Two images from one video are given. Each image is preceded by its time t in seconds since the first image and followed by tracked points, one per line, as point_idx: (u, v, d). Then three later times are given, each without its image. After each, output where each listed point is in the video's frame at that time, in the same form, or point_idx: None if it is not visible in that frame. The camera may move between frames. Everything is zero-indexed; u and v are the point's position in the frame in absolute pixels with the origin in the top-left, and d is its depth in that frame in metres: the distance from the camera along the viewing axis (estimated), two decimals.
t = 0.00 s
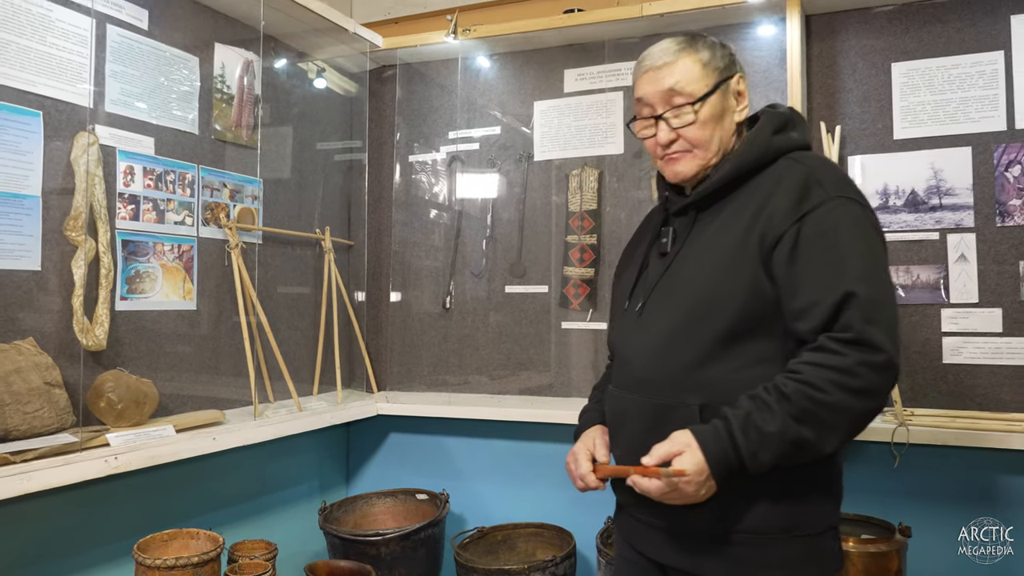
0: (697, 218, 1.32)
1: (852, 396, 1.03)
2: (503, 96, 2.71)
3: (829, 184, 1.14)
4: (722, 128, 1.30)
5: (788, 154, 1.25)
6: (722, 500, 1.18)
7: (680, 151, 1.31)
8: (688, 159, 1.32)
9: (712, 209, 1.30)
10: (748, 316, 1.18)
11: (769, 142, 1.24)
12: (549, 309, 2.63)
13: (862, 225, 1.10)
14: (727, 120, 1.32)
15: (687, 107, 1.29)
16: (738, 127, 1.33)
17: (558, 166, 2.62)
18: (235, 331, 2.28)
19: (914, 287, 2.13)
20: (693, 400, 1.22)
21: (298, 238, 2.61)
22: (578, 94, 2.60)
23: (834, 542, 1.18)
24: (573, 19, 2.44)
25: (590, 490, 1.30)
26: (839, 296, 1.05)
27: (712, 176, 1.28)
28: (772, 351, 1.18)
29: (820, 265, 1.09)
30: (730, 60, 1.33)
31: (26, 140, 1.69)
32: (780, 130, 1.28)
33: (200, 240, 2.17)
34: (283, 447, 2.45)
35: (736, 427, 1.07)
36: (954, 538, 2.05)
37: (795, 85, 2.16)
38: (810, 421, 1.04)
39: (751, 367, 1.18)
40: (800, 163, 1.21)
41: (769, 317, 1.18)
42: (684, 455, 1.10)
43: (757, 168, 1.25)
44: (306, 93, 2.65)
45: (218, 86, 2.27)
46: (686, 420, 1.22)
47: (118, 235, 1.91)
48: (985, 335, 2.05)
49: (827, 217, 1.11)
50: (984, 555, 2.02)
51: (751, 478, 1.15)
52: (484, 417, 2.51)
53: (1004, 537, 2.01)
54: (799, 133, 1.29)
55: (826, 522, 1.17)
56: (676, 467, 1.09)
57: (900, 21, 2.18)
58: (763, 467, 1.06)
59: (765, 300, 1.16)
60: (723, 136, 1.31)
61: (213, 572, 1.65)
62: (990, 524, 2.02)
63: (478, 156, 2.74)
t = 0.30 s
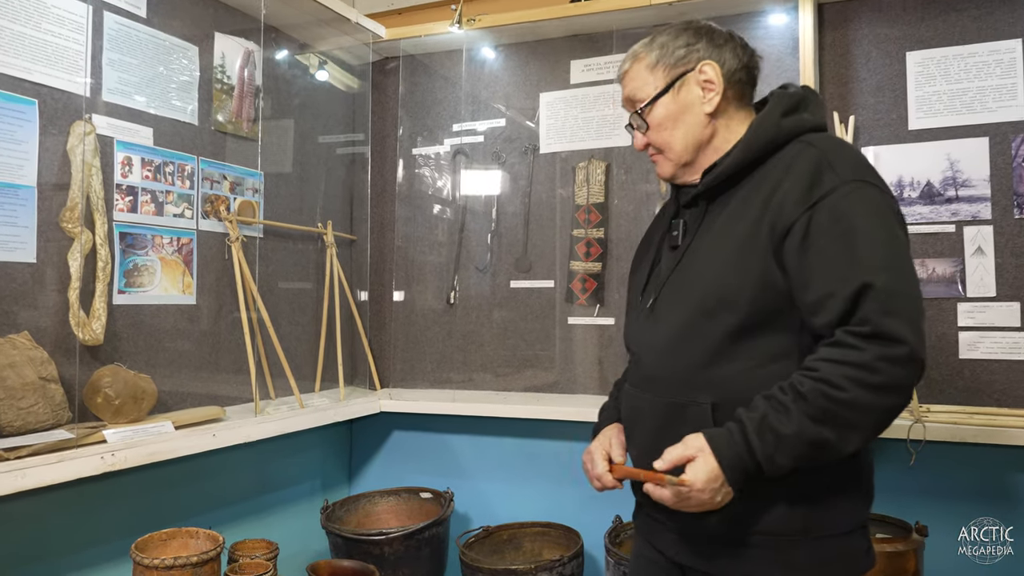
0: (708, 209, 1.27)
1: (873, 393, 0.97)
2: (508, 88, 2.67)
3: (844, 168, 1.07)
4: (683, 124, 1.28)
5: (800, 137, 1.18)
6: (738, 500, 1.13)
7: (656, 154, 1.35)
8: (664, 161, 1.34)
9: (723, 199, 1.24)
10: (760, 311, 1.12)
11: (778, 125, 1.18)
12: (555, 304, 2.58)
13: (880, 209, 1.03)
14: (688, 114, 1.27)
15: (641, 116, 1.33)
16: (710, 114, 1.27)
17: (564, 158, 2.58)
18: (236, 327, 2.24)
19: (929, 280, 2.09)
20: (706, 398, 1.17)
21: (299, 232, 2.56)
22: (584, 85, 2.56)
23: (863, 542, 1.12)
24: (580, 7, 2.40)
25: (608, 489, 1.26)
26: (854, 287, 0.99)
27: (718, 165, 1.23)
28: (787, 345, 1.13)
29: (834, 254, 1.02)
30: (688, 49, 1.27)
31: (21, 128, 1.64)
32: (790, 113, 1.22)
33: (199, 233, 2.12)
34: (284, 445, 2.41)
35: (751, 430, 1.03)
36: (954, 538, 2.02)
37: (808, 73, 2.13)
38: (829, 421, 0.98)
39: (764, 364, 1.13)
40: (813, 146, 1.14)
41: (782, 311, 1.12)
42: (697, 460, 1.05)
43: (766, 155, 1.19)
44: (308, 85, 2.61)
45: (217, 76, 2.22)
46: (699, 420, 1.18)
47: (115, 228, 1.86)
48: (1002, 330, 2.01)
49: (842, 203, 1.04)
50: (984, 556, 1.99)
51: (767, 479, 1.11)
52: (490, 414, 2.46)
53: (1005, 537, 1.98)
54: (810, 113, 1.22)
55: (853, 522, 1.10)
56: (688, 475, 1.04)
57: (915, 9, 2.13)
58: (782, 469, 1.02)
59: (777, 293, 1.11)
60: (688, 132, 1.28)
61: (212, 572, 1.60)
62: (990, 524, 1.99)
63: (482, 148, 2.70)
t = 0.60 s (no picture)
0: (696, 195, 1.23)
1: (837, 374, 0.91)
2: (514, 77, 2.64)
3: (815, 144, 1.02)
4: (668, 111, 1.25)
5: (779, 116, 1.12)
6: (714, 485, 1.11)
7: (648, 144, 1.32)
8: (656, 149, 1.31)
9: (707, 184, 1.21)
10: (741, 298, 1.08)
11: (757, 104, 1.12)
12: (562, 295, 2.55)
13: (850, 186, 0.97)
14: (672, 100, 1.24)
15: (628, 105, 1.31)
16: (694, 98, 1.23)
17: (572, 147, 2.55)
18: (239, 318, 2.20)
19: (945, 270, 2.06)
20: (692, 387, 1.15)
21: (302, 223, 2.53)
22: (591, 73, 2.53)
23: (860, 532, 1.04)
24: None
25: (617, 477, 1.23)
26: (818, 267, 0.94)
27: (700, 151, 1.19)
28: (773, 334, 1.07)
29: (801, 234, 0.98)
30: (667, 35, 1.24)
31: (20, 112, 1.60)
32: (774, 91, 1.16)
33: (201, 221, 2.09)
34: (287, 438, 2.37)
35: (712, 414, 1.00)
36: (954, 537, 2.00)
37: (822, 60, 2.11)
38: (792, 404, 0.93)
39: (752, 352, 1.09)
40: (790, 124, 1.08)
41: (762, 297, 1.07)
42: (662, 445, 1.03)
43: (747, 136, 1.14)
44: (312, 74, 2.58)
45: (219, 62, 2.18)
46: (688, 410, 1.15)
47: (116, 215, 1.83)
48: (1019, 320, 1.98)
49: (810, 181, 0.99)
50: (984, 555, 1.97)
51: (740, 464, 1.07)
52: (497, 406, 2.42)
53: (1005, 537, 1.95)
54: (796, 90, 1.16)
55: (848, 510, 1.03)
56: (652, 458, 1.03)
57: None
58: (747, 454, 0.97)
59: (755, 278, 1.06)
60: (674, 118, 1.25)
61: (214, 566, 1.57)
62: (990, 524, 1.97)
63: (488, 138, 2.67)
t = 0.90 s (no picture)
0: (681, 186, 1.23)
1: (819, 354, 0.91)
2: (522, 69, 2.61)
3: (797, 130, 1.02)
4: (652, 106, 1.24)
5: (762, 103, 1.12)
6: (700, 473, 1.10)
7: (634, 141, 1.31)
8: (643, 145, 1.30)
9: (692, 173, 1.20)
10: (726, 287, 1.07)
11: (738, 96, 1.12)
12: (570, 289, 2.52)
13: (831, 169, 0.97)
14: (656, 95, 1.23)
15: (614, 102, 1.30)
16: (677, 92, 1.22)
17: (582, 140, 2.51)
18: (244, 313, 2.18)
19: (961, 263, 2.02)
20: (681, 376, 1.13)
21: (308, 217, 2.51)
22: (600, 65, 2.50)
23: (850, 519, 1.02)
24: None
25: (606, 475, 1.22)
26: (800, 248, 0.94)
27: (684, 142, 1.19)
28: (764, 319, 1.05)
29: (781, 217, 0.98)
30: (648, 32, 1.25)
31: (21, 102, 1.58)
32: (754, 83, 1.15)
33: (206, 214, 2.07)
34: (292, 435, 2.34)
35: (697, 395, 0.99)
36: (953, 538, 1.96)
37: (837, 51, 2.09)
38: (775, 384, 0.93)
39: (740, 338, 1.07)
40: (772, 111, 1.08)
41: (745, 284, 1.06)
42: (646, 430, 1.03)
43: (732, 125, 1.13)
44: (317, 67, 2.55)
45: (224, 53, 2.15)
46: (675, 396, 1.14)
47: (119, 207, 1.80)
48: None
49: (791, 165, 0.99)
50: (984, 556, 1.94)
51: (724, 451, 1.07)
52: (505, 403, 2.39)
53: (1005, 537, 1.93)
54: (780, 81, 1.16)
55: (835, 495, 1.02)
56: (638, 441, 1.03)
57: None
58: (732, 437, 0.96)
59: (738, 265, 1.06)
60: (658, 113, 1.24)
61: (219, 563, 1.54)
62: (990, 523, 1.94)
63: (495, 131, 2.64)
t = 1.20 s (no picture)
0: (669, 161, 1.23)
1: (831, 315, 0.93)
2: (539, 45, 2.54)
3: (791, 99, 1.04)
4: (638, 82, 1.24)
5: (754, 77, 1.14)
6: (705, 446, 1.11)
7: (619, 119, 1.30)
8: (628, 123, 1.29)
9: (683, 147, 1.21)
10: (726, 257, 1.08)
11: (728, 70, 1.14)
12: (589, 270, 2.47)
13: (829, 135, 0.99)
14: (642, 72, 1.23)
15: (598, 80, 1.29)
16: (662, 68, 1.22)
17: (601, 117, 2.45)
18: (258, 293, 2.15)
19: (994, 242, 1.94)
20: (681, 345, 1.13)
21: (322, 197, 2.47)
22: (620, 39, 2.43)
23: (846, 479, 1.07)
24: None
25: (594, 458, 1.22)
26: (806, 213, 0.96)
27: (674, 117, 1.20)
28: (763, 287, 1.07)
29: (783, 184, 0.99)
30: (632, 10, 1.25)
31: (29, 77, 1.54)
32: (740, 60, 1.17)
33: (219, 193, 2.04)
34: (308, 416, 2.33)
35: (711, 363, 0.99)
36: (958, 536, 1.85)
37: (865, 23, 2.01)
38: (789, 347, 0.94)
39: (740, 307, 1.08)
40: (765, 82, 1.10)
41: (745, 253, 1.08)
42: (659, 403, 1.01)
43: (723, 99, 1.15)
44: (331, 45, 2.50)
45: (236, 30, 2.11)
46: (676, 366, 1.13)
47: (130, 185, 1.77)
48: None
49: (791, 133, 1.00)
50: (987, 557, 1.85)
51: (729, 422, 1.08)
52: (522, 385, 2.35)
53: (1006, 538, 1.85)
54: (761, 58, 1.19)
55: (835, 458, 1.06)
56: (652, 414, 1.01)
57: None
58: (747, 402, 0.97)
59: (737, 234, 1.07)
60: (644, 89, 1.24)
61: (233, 545, 1.53)
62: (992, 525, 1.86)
63: (513, 109, 2.60)
